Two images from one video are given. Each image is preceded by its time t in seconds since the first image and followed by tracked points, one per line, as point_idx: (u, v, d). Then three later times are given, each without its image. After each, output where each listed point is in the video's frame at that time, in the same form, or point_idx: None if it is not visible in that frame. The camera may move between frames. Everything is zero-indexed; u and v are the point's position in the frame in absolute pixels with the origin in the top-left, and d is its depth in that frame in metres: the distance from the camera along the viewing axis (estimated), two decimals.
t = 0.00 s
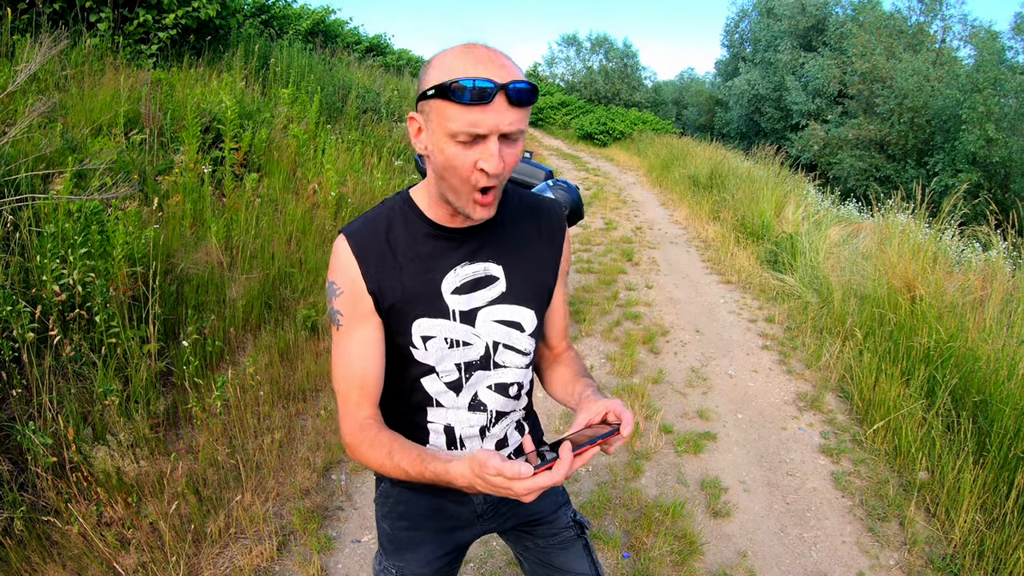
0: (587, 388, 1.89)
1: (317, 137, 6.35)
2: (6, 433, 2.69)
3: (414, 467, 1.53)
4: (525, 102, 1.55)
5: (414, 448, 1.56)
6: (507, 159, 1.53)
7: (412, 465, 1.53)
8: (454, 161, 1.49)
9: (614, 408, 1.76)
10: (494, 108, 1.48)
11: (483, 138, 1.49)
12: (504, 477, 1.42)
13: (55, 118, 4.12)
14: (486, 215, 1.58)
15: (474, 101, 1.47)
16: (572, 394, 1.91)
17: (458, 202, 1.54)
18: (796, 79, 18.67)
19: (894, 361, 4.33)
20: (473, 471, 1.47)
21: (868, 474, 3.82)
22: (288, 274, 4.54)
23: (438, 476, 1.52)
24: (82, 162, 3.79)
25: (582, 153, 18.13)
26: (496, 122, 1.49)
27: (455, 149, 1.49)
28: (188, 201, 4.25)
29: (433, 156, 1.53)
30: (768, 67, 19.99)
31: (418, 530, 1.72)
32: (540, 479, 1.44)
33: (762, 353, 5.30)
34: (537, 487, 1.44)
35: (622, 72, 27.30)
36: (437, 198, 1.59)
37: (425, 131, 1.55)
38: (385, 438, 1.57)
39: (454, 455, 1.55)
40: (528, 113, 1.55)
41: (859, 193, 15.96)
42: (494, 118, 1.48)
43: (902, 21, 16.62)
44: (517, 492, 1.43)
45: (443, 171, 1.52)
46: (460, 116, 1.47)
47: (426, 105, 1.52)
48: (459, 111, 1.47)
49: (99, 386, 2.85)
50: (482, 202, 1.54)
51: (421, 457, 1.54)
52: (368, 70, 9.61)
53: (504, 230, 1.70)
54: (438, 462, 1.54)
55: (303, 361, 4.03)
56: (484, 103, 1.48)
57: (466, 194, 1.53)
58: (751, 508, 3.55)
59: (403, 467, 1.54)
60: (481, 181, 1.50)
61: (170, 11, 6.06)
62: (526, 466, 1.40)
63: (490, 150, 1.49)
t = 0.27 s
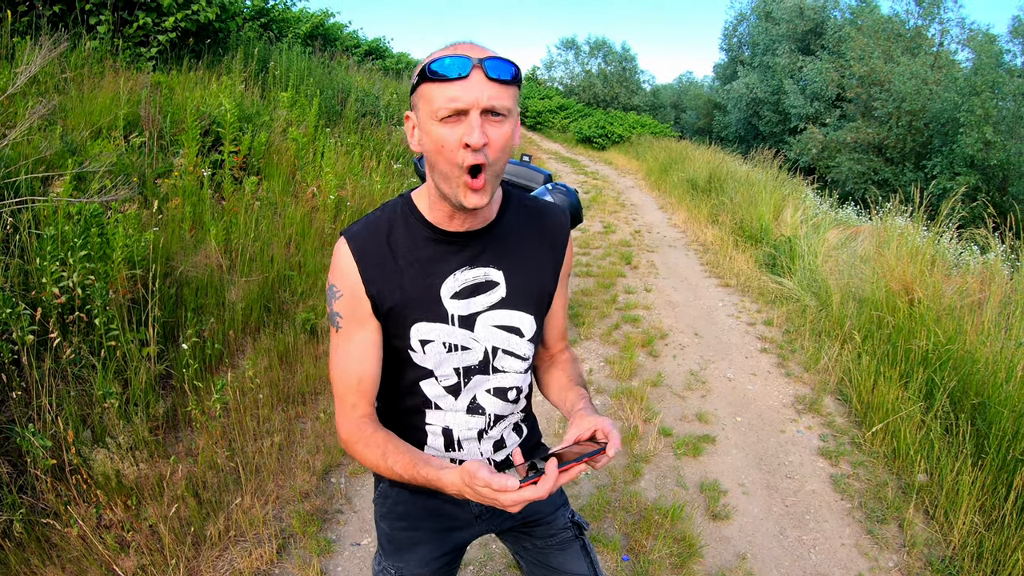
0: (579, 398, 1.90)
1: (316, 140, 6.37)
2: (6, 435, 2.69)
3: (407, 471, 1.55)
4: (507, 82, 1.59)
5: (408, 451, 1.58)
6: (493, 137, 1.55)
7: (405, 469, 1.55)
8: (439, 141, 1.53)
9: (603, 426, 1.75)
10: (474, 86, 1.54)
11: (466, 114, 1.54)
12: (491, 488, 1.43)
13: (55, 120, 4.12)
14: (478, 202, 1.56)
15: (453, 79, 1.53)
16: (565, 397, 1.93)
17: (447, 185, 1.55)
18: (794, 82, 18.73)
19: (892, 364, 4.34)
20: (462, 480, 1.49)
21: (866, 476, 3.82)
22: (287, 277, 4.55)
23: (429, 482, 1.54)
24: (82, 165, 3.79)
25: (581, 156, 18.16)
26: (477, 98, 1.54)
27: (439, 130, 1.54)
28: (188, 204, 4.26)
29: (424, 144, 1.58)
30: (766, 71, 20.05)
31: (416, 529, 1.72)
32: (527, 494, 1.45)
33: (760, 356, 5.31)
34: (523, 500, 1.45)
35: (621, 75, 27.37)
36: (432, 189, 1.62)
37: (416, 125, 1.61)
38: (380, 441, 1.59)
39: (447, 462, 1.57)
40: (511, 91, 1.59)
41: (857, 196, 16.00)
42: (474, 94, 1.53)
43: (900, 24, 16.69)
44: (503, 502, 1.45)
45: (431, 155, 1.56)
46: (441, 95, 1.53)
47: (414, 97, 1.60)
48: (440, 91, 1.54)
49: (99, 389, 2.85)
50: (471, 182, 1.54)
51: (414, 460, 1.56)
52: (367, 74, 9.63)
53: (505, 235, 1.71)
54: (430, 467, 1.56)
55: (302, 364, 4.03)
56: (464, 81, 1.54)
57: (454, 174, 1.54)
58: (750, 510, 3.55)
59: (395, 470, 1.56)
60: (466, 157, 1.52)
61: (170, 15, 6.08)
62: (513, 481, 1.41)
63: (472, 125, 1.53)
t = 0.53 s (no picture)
0: (579, 395, 1.91)
1: (316, 142, 6.37)
2: (6, 437, 2.68)
3: (397, 463, 1.59)
4: (489, 59, 1.60)
5: (399, 444, 1.61)
6: (479, 111, 1.54)
7: (394, 461, 1.59)
8: (426, 122, 1.54)
9: (596, 429, 1.73)
10: (455, 65, 1.56)
11: (450, 93, 1.55)
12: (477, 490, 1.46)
13: (55, 121, 4.12)
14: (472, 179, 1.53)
15: (434, 61, 1.56)
16: (566, 388, 1.94)
17: (440, 166, 1.53)
18: (793, 84, 18.75)
19: (892, 365, 4.34)
20: (448, 479, 1.51)
21: (867, 477, 3.82)
22: (287, 278, 4.54)
23: (418, 476, 1.57)
24: (82, 166, 3.79)
25: (581, 158, 18.18)
26: (459, 76, 1.55)
27: (426, 112, 1.55)
28: (188, 205, 4.25)
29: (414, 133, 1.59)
30: (766, 73, 20.08)
31: (414, 521, 1.72)
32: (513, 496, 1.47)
33: (760, 357, 5.31)
34: (506, 502, 1.48)
35: (620, 77, 27.40)
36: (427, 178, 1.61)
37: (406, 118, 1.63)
38: (373, 433, 1.62)
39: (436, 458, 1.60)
40: (494, 68, 1.60)
41: (856, 198, 16.03)
42: (455, 72, 1.55)
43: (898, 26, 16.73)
44: (487, 503, 1.47)
45: (421, 140, 1.56)
46: (424, 78, 1.55)
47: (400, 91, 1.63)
48: (423, 75, 1.56)
49: (99, 390, 2.84)
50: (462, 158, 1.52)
51: (403, 454, 1.59)
52: (367, 76, 9.63)
53: (508, 230, 1.69)
54: (419, 462, 1.59)
55: (302, 366, 4.03)
56: (445, 62, 1.56)
57: (445, 154, 1.53)
58: (751, 511, 3.55)
59: (387, 462, 1.59)
60: (454, 132, 1.51)
61: (170, 16, 6.07)
62: (497, 484, 1.43)
63: (456, 102, 1.53)
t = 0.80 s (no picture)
0: (588, 419, 1.89)
1: (318, 142, 6.37)
2: (7, 437, 2.69)
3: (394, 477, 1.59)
4: (511, 79, 1.57)
5: (397, 457, 1.61)
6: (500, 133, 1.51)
7: (392, 476, 1.59)
8: (445, 140, 1.49)
9: (596, 457, 1.69)
10: (477, 83, 1.52)
11: (470, 111, 1.50)
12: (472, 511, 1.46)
13: (57, 122, 4.13)
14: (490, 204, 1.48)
15: (456, 78, 1.52)
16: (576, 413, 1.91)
17: (457, 188, 1.49)
18: (794, 85, 18.75)
19: (894, 365, 4.34)
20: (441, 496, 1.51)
21: (868, 478, 3.82)
22: (288, 279, 4.55)
23: (414, 491, 1.57)
24: (83, 166, 3.79)
25: (582, 159, 18.19)
26: (482, 94, 1.51)
27: (443, 129, 1.50)
28: (189, 205, 4.26)
29: (428, 150, 1.54)
30: (767, 73, 20.08)
31: (418, 531, 1.72)
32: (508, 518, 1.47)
33: (762, 358, 5.31)
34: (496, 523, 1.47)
35: (621, 78, 27.41)
36: (440, 198, 1.56)
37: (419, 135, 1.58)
38: (373, 445, 1.63)
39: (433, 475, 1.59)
40: (515, 88, 1.57)
41: (857, 199, 16.03)
42: (478, 90, 1.51)
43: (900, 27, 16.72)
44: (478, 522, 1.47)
45: (436, 158, 1.51)
46: (445, 94, 1.51)
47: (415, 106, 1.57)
48: (443, 91, 1.51)
49: (100, 390, 2.85)
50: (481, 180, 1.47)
51: (401, 470, 1.58)
52: (368, 76, 9.64)
53: (515, 251, 1.66)
54: (415, 479, 1.59)
55: (303, 366, 4.03)
56: (468, 79, 1.52)
57: (462, 174, 1.48)
58: (752, 512, 3.54)
59: (383, 475, 1.60)
60: (474, 152, 1.46)
61: (171, 16, 6.08)
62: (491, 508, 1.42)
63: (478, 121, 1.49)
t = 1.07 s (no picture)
0: (596, 420, 1.89)
1: (320, 143, 6.37)
2: (9, 437, 2.69)
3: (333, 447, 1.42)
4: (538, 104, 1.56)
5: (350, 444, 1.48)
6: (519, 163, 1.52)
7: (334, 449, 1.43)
8: (464, 162, 1.49)
9: (613, 447, 1.73)
10: (506, 111, 1.50)
11: (495, 139, 1.50)
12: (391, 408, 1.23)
13: (59, 122, 4.13)
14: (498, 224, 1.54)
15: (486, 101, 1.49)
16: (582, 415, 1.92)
17: (468, 207, 1.52)
18: (797, 85, 18.74)
19: (896, 366, 4.33)
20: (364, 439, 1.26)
21: (870, 479, 3.81)
22: (290, 279, 4.55)
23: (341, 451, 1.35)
24: (85, 166, 3.80)
25: (584, 159, 18.19)
26: (510, 124, 1.50)
27: (465, 152, 1.49)
28: (191, 206, 4.26)
29: (444, 161, 1.54)
30: (769, 74, 20.06)
31: (413, 530, 1.72)
32: (422, 434, 1.20)
33: (764, 359, 5.30)
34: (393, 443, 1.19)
35: (623, 78, 27.42)
36: (449, 206, 1.58)
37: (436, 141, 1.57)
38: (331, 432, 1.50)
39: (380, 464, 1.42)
40: (541, 116, 1.56)
41: (859, 200, 16.02)
42: (506, 119, 1.49)
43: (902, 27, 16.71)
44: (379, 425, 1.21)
45: (452, 173, 1.52)
46: (473, 118, 1.48)
47: (438, 115, 1.53)
48: (472, 114, 1.48)
49: (102, 390, 2.85)
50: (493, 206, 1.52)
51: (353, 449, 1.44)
52: (370, 77, 9.65)
53: (514, 248, 1.69)
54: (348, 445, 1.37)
55: (305, 366, 4.04)
56: (498, 105, 1.49)
57: (475, 196, 1.51)
58: (754, 513, 3.54)
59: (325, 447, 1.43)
60: (492, 183, 1.50)
61: (174, 17, 6.09)
62: (421, 386, 1.23)
63: (502, 151, 1.49)
